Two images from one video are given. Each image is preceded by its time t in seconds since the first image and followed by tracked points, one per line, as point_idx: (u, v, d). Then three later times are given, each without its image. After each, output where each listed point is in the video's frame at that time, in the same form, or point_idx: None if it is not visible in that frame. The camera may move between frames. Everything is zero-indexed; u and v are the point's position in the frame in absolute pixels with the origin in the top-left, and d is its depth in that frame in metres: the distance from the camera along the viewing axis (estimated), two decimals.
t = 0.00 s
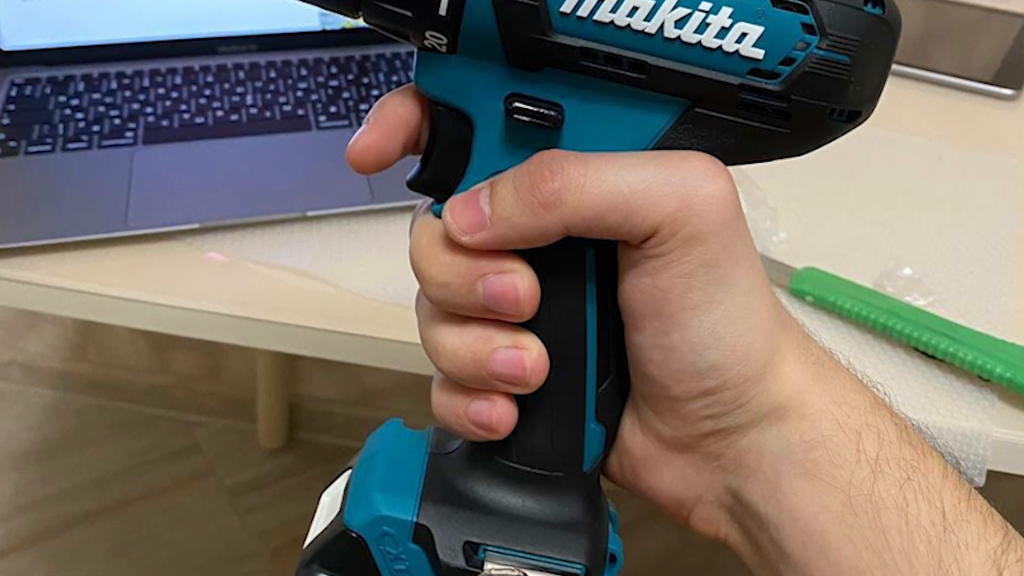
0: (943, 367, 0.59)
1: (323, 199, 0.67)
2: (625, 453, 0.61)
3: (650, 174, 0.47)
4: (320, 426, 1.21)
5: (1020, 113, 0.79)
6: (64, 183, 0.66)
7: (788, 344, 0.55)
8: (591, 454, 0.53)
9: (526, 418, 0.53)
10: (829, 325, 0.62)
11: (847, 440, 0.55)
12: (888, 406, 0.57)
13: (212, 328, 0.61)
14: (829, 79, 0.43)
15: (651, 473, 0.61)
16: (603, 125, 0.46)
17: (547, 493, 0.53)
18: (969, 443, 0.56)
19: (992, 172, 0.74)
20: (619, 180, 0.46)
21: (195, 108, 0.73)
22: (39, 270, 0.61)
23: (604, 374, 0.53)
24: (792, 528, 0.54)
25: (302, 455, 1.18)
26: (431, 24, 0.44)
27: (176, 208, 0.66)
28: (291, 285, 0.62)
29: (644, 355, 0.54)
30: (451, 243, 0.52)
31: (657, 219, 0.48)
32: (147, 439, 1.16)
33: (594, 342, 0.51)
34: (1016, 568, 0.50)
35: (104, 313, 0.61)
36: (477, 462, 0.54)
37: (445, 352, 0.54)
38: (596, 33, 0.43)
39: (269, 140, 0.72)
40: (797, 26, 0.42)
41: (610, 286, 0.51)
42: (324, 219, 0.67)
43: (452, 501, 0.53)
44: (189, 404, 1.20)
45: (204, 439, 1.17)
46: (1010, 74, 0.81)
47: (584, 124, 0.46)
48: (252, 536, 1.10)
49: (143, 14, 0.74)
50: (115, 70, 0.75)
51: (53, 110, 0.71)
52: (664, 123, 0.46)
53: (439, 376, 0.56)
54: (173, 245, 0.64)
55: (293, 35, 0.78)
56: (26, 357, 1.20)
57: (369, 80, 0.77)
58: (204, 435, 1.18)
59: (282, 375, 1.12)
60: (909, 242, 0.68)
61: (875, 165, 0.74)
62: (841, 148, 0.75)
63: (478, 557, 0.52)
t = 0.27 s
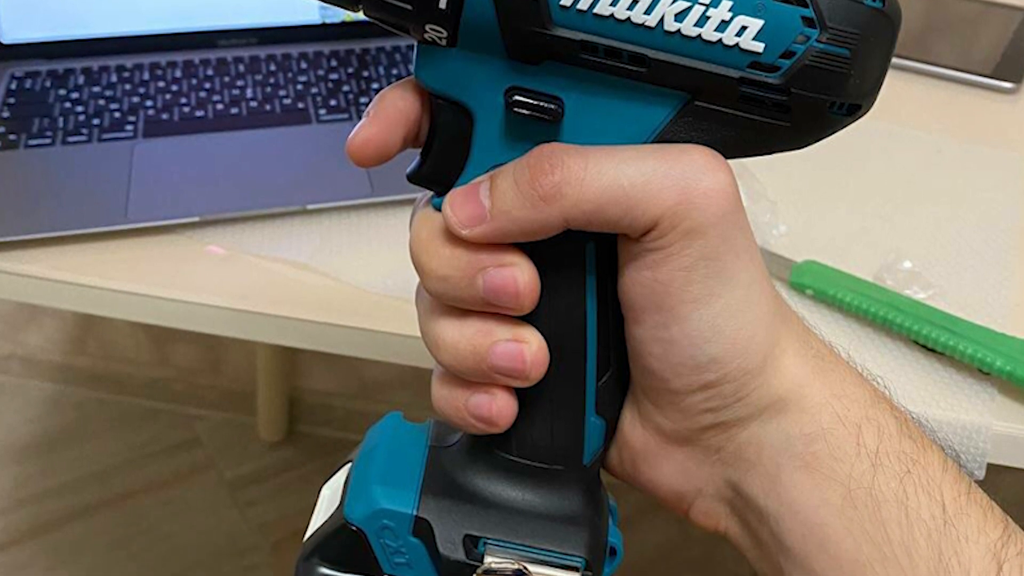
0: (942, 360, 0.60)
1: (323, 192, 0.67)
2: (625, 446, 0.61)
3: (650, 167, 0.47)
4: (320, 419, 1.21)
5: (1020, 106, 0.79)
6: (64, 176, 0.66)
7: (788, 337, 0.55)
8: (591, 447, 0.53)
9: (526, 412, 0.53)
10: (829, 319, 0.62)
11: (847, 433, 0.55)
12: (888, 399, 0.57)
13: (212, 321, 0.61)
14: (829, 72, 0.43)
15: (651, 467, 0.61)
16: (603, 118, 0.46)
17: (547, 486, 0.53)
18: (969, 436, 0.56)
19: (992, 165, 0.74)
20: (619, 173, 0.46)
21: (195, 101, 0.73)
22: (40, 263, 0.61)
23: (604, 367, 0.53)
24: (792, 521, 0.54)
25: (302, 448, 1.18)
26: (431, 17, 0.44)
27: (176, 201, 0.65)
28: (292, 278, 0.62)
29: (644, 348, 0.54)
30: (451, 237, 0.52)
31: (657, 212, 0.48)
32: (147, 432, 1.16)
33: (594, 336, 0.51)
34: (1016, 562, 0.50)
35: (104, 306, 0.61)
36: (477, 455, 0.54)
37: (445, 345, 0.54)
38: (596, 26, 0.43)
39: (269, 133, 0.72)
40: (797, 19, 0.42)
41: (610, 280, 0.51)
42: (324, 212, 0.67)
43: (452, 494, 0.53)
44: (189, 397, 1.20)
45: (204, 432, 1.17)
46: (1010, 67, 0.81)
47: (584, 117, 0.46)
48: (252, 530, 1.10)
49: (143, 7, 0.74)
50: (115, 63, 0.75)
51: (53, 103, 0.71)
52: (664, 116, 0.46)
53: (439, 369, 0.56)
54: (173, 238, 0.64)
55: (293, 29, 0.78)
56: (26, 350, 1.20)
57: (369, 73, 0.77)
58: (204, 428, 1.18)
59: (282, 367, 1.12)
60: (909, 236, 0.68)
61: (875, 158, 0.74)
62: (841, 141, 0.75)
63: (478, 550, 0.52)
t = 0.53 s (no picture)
0: (943, 353, 0.60)
1: (323, 185, 0.67)
2: (625, 440, 0.61)
3: (650, 161, 0.47)
4: (320, 413, 1.21)
5: (1020, 99, 0.79)
6: (64, 170, 0.66)
7: (788, 330, 0.55)
8: (590, 440, 0.53)
9: (526, 405, 0.53)
10: (829, 312, 0.62)
11: (847, 427, 0.55)
12: (888, 392, 0.57)
13: (212, 314, 0.61)
14: (828, 66, 0.43)
15: (652, 460, 0.61)
16: (603, 112, 0.46)
17: (547, 479, 0.53)
18: (969, 430, 0.56)
19: (992, 159, 0.74)
20: (619, 166, 0.46)
21: (195, 95, 0.73)
22: (40, 257, 0.61)
23: (605, 361, 0.52)
24: (792, 515, 0.54)
25: (302, 442, 1.18)
26: (431, 10, 0.44)
27: (176, 194, 0.65)
28: (292, 272, 0.62)
29: (644, 342, 0.54)
30: (451, 230, 0.52)
31: (657, 205, 0.48)
32: (147, 425, 1.16)
33: (594, 329, 0.51)
34: (1016, 555, 0.50)
35: (104, 299, 0.61)
36: (477, 448, 0.54)
37: (445, 338, 0.54)
38: (596, 19, 0.43)
39: (269, 127, 0.71)
40: (797, 13, 0.42)
41: (610, 273, 0.51)
42: (324, 205, 0.67)
43: (452, 487, 0.53)
44: (189, 391, 1.20)
45: (204, 426, 1.17)
46: (1010, 60, 0.81)
47: (584, 110, 0.46)
48: (252, 523, 1.10)
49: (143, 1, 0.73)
50: (115, 57, 0.75)
51: (53, 97, 0.71)
52: (664, 110, 0.46)
53: (439, 362, 0.56)
54: (173, 232, 0.64)
55: (293, 22, 0.78)
56: (26, 344, 1.20)
57: (369, 67, 0.77)
58: (204, 421, 1.18)
59: (282, 360, 1.12)
60: (909, 229, 0.68)
61: (875, 151, 0.74)
62: (841, 134, 0.75)
63: (478, 543, 0.52)
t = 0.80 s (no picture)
0: (942, 347, 0.60)
1: (323, 178, 0.67)
2: (625, 433, 0.61)
3: (650, 154, 0.46)
4: (319, 406, 1.21)
5: (1020, 92, 0.79)
6: (64, 163, 0.66)
7: (788, 323, 0.55)
8: (590, 434, 0.53)
9: (526, 398, 0.53)
10: (829, 305, 0.62)
11: (847, 420, 0.55)
12: (888, 386, 0.57)
13: (212, 308, 0.61)
14: (828, 59, 0.43)
15: (651, 454, 0.61)
16: (603, 105, 0.46)
17: (547, 473, 0.53)
18: (969, 423, 0.56)
19: (992, 152, 0.74)
20: (619, 159, 0.46)
21: (195, 88, 0.73)
22: (40, 250, 0.61)
23: (605, 354, 0.53)
24: (792, 508, 0.54)
25: (302, 435, 1.18)
26: (431, 3, 0.44)
27: (176, 187, 0.65)
28: (292, 265, 0.62)
29: (644, 335, 0.54)
30: (451, 223, 0.52)
31: (657, 199, 0.48)
32: (147, 418, 1.16)
33: (594, 322, 0.51)
34: (1016, 549, 0.50)
35: (104, 292, 0.61)
36: (476, 442, 0.54)
37: (445, 332, 0.54)
38: (596, 12, 0.43)
39: (269, 120, 0.71)
40: (797, 6, 0.42)
41: (610, 266, 0.51)
42: (324, 199, 0.67)
43: (452, 481, 0.53)
44: (188, 384, 1.20)
45: (204, 419, 1.17)
46: (1010, 54, 0.81)
47: (584, 104, 0.46)
48: (252, 516, 1.10)
49: None
50: (115, 50, 0.74)
51: (53, 90, 0.71)
52: (664, 103, 0.46)
53: (439, 355, 0.56)
54: (173, 225, 0.64)
55: (293, 15, 0.78)
56: (26, 337, 1.20)
57: (369, 60, 0.77)
58: (204, 415, 1.18)
59: (282, 354, 1.12)
60: (909, 222, 0.68)
61: (875, 145, 0.74)
62: (841, 128, 0.75)
63: (478, 537, 0.52)
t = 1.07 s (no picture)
0: (943, 340, 0.60)
1: (323, 171, 0.67)
2: (625, 426, 0.61)
3: (650, 148, 0.46)
4: (319, 399, 1.21)
5: (1020, 85, 0.79)
6: (64, 157, 0.66)
7: (788, 317, 0.55)
8: (590, 427, 0.53)
9: (526, 392, 0.53)
10: (829, 298, 0.62)
11: (847, 413, 0.55)
12: (888, 379, 0.57)
13: (212, 301, 0.61)
14: (828, 52, 0.43)
15: (651, 447, 0.61)
16: (603, 99, 0.46)
17: (547, 466, 0.53)
18: (969, 416, 0.57)
19: (992, 145, 0.74)
20: (619, 153, 0.46)
21: (195, 81, 0.73)
22: (40, 243, 0.61)
23: (604, 347, 0.53)
24: (792, 501, 0.54)
25: (302, 428, 1.18)
26: None
27: (176, 180, 0.65)
28: (292, 258, 0.62)
29: (644, 328, 0.54)
30: (451, 217, 0.52)
31: (657, 192, 0.48)
32: (147, 412, 1.16)
33: (594, 315, 0.51)
34: (1016, 542, 0.50)
35: (104, 286, 0.61)
36: (476, 435, 0.54)
37: (445, 325, 0.54)
38: (596, 5, 0.43)
39: (269, 113, 0.71)
40: None
41: (610, 260, 0.51)
42: (324, 192, 0.67)
43: (452, 474, 0.53)
44: (188, 377, 1.20)
45: (204, 412, 1.18)
46: (1010, 47, 0.81)
47: (584, 97, 0.46)
48: (252, 509, 1.10)
49: None
50: (115, 43, 0.74)
51: (53, 83, 0.71)
52: (664, 96, 0.46)
53: (439, 349, 0.56)
54: (173, 218, 0.64)
55: (293, 8, 0.78)
56: (26, 330, 1.20)
57: (369, 53, 0.77)
58: (204, 408, 1.18)
59: (282, 347, 1.12)
60: (909, 215, 0.68)
61: (875, 138, 0.74)
62: (841, 121, 0.75)
63: (478, 530, 0.52)
